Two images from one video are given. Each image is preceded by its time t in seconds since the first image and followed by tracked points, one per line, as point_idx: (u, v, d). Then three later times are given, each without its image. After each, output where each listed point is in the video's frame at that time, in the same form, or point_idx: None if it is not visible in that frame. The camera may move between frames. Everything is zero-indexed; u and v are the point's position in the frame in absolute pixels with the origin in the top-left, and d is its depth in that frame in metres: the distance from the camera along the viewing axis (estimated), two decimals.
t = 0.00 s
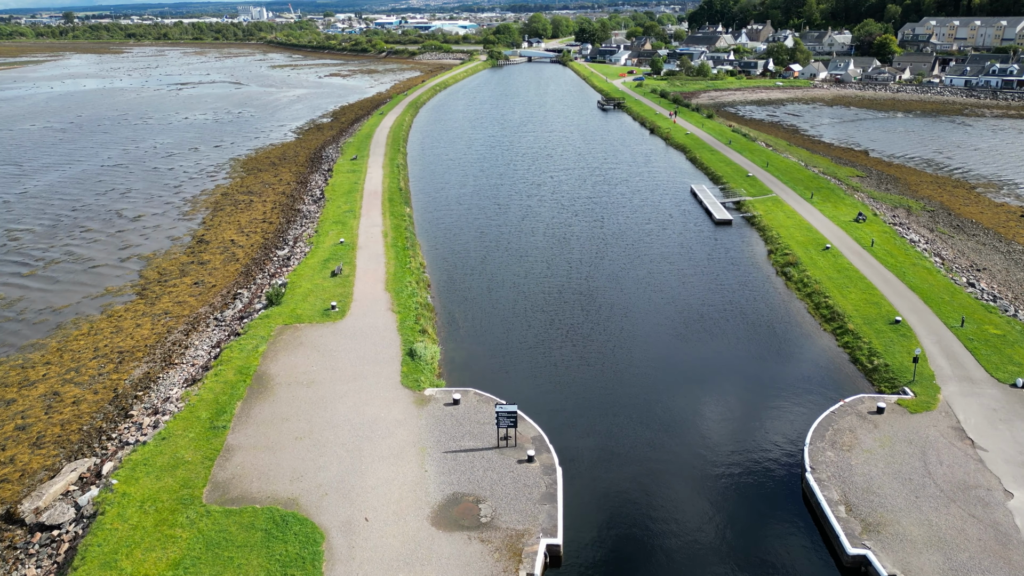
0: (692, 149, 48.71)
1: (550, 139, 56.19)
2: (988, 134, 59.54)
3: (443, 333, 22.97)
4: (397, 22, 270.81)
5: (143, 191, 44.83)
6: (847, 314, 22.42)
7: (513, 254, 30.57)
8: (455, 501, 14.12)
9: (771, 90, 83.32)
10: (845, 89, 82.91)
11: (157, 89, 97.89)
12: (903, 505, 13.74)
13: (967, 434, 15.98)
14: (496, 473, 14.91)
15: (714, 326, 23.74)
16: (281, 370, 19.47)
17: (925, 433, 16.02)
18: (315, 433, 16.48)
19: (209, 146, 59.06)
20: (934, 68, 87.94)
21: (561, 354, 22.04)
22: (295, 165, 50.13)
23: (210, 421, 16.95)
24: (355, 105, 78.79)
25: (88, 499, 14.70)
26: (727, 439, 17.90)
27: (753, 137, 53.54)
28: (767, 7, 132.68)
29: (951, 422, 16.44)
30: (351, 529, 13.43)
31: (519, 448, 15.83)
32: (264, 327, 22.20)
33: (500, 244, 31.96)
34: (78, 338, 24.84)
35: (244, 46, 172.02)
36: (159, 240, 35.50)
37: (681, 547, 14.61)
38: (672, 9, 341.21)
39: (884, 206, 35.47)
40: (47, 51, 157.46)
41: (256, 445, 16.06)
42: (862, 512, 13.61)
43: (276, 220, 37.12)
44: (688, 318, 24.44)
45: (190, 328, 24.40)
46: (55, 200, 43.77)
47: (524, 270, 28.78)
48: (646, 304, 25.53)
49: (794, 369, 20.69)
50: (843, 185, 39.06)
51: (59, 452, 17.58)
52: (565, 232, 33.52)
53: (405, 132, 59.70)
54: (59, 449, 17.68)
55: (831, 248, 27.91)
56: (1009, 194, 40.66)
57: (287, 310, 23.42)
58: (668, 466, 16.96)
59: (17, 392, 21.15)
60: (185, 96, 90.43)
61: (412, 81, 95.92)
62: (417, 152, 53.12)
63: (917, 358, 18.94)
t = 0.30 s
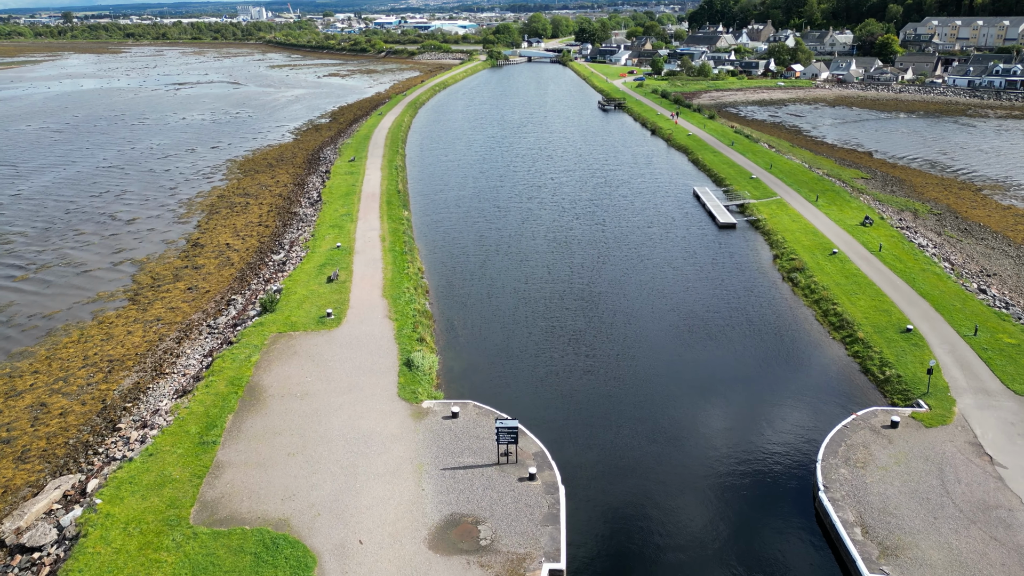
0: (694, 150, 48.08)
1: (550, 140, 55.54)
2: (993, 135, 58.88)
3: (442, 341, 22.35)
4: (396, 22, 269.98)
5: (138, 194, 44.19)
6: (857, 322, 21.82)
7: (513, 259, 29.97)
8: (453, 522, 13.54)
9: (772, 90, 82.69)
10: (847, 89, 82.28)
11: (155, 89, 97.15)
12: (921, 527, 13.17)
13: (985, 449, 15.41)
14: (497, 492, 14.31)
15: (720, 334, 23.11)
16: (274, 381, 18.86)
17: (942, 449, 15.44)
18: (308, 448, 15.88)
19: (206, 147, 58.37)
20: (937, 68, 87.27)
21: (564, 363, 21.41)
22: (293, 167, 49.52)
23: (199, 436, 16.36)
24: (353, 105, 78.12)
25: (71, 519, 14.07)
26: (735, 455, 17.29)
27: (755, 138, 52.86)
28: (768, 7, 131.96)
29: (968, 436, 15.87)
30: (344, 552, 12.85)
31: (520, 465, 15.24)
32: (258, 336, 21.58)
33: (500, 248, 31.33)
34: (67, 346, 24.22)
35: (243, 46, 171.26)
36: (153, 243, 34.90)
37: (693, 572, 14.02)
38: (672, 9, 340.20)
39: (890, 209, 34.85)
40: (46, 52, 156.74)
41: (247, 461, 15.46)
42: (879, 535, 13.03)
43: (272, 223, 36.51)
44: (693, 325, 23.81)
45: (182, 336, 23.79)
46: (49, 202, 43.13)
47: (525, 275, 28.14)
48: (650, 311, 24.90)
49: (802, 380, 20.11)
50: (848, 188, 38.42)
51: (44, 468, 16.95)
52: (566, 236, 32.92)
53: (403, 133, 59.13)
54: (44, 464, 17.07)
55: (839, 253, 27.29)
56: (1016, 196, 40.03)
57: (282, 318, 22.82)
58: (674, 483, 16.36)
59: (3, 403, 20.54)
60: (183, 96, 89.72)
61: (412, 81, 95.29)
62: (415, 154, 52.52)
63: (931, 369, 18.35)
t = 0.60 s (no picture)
0: (696, 151, 47.45)
1: (550, 141, 54.93)
2: (998, 136, 58.19)
3: (441, 350, 21.77)
4: (396, 22, 269.13)
5: (133, 196, 43.57)
6: (867, 330, 21.21)
7: (513, 263, 29.37)
8: (452, 545, 12.97)
9: (774, 91, 82.06)
10: (849, 89, 81.61)
11: (152, 89, 96.45)
12: (941, 552, 12.60)
13: (1004, 467, 14.83)
14: (496, 513, 13.72)
15: (726, 341, 22.52)
16: (267, 393, 18.27)
17: (959, 466, 14.86)
18: (300, 465, 15.30)
19: (202, 148, 57.71)
20: (939, 69, 86.58)
21: (566, 372, 20.82)
22: (290, 168, 48.94)
23: (188, 452, 15.78)
24: (352, 106, 77.44)
25: (52, 541, 13.46)
26: (742, 470, 16.71)
27: (758, 139, 52.18)
28: (769, 7, 131.21)
29: (986, 452, 15.29)
30: None
31: (520, 482, 14.66)
32: (251, 344, 21.00)
33: (500, 252, 30.73)
34: (56, 354, 23.62)
35: (242, 46, 170.47)
36: (146, 247, 34.30)
37: None
38: (672, 8, 338.43)
39: (897, 212, 34.21)
40: (45, 51, 156.03)
41: (238, 478, 14.87)
42: (897, 560, 12.47)
43: (268, 226, 35.92)
44: (698, 332, 23.21)
45: (173, 344, 23.21)
46: (42, 205, 42.49)
47: (525, 280, 27.57)
48: (654, 317, 24.30)
49: (810, 390, 19.52)
50: (853, 190, 37.77)
51: (27, 484, 16.38)
52: (567, 239, 32.36)
53: (402, 133, 58.50)
54: (28, 480, 16.50)
55: (846, 258, 26.66)
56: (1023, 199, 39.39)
57: (276, 325, 22.25)
58: (680, 501, 15.78)
59: None
60: (181, 96, 89.03)
61: (411, 81, 94.61)
62: (414, 155, 51.91)
63: (946, 381, 17.76)
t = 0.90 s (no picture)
0: (698, 153, 46.84)
1: (551, 142, 54.30)
2: (1003, 137, 57.50)
3: (439, 359, 21.19)
4: (396, 21, 268.39)
5: (128, 198, 42.93)
6: (878, 339, 20.63)
7: (514, 268, 28.78)
8: (450, 570, 12.39)
9: (775, 91, 81.38)
10: (852, 90, 80.92)
11: (150, 89, 95.75)
12: None
13: None
14: (497, 535, 13.14)
15: (732, 349, 21.93)
16: (259, 406, 17.68)
17: (978, 484, 14.29)
18: (292, 483, 14.71)
19: (199, 149, 57.09)
20: (942, 69, 85.87)
21: (568, 382, 20.21)
22: (287, 170, 48.34)
23: (175, 469, 15.20)
24: (351, 106, 76.80)
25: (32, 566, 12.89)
26: (750, 486, 16.12)
27: (760, 140, 51.53)
28: (770, 7, 130.49)
29: (1005, 470, 14.72)
30: None
31: (521, 502, 14.07)
32: (243, 354, 20.41)
33: (500, 257, 30.14)
34: (44, 363, 23.02)
35: (241, 45, 169.85)
36: (140, 251, 33.68)
37: None
38: (672, 8, 337.41)
39: (903, 214, 33.56)
40: (44, 51, 155.33)
41: (227, 497, 14.28)
42: None
43: (263, 230, 35.31)
44: (703, 340, 22.63)
45: (165, 353, 22.61)
46: (35, 207, 41.86)
47: (526, 286, 26.97)
48: (657, 324, 23.72)
49: (821, 402, 18.93)
50: (858, 192, 37.11)
51: (9, 501, 15.77)
52: (568, 243, 31.78)
53: (401, 134, 57.87)
54: (10, 496, 15.90)
55: (854, 264, 26.04)
56: None
57: (270, 334, 21.66)
58: (688, 518, 15.19)
59: None
60: (179, 96, 88.32)
61: (410, 82, 93.91)
62: (413, 156, 51.30)
63: (961, 394, 17.21)
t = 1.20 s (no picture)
0: (701, 155, 46.22)
1: (551, 143, 53.68)
2: (1007, 138, 56.81)
3: (437, 369, 20.59)
4: (396, 21, 267.88)
5: (122, 200, 42.30)
6: (889, 349, 20.07)
7: (514, 273, 28.19)
8: None
9: (777, 91, 80.69)
10: (854, 90, 80.27)
11: (147, 89, 95.05)
12: None
13: None
14: (497, 560, 12.56)
15: (738, 358, 21.32)
16: (251, 420, 17.10)
17: (998, 504, 13.73)
18: (283, 503, 14.12)
19: (196, 150, 56.45)
20: (945, 69, 85.12)
21: (569, 392, 19.60)
22: (284, 171, 47.70)
23: (162, 488, 14.63)
24: (349, 107, 76.13)
25: None
26: (760, 503, 15.52)
27: (763, 141, 50.90)
28: (771, 6, 129.81)
29: None
30: None
31: (523, 523, 13.49)
32: (235, 364, 19.81)
33: (499, 261, 29.56)
34: (32, 372, 22.42)
35: (240, 45, 169.30)
36: (134, 255, 33.09)
37: None
38: (672, 8, 336.99)
39: (910, 218, 32.93)
40: (42, 51, 154.81)
41: (215, 518, 13.69)
42: None
43: (259, 233, 34.70)
44: (708, 348, 22.01)
45: (155, 362, 22.01)
46: (28, 210, 41.23)
47: (526, 291, 26.37)
48: (661, 331, 23.12)
49: (831, 414, 18.36)
50: (863, 195, 36.48)
51: None
52: (569, 247, 31.20)
53: (399, 135, 57.26)
54: None
55: (862, 269, 25.43)
56: None
57: (263, 343, 21.07)
58: (695, 538, 14.60)
59: None
60: (176, 97, 87.61)
61: (409, 82, 93.23)
62: (411, 158, 50.71)
63: (978, 407, 16.67)
